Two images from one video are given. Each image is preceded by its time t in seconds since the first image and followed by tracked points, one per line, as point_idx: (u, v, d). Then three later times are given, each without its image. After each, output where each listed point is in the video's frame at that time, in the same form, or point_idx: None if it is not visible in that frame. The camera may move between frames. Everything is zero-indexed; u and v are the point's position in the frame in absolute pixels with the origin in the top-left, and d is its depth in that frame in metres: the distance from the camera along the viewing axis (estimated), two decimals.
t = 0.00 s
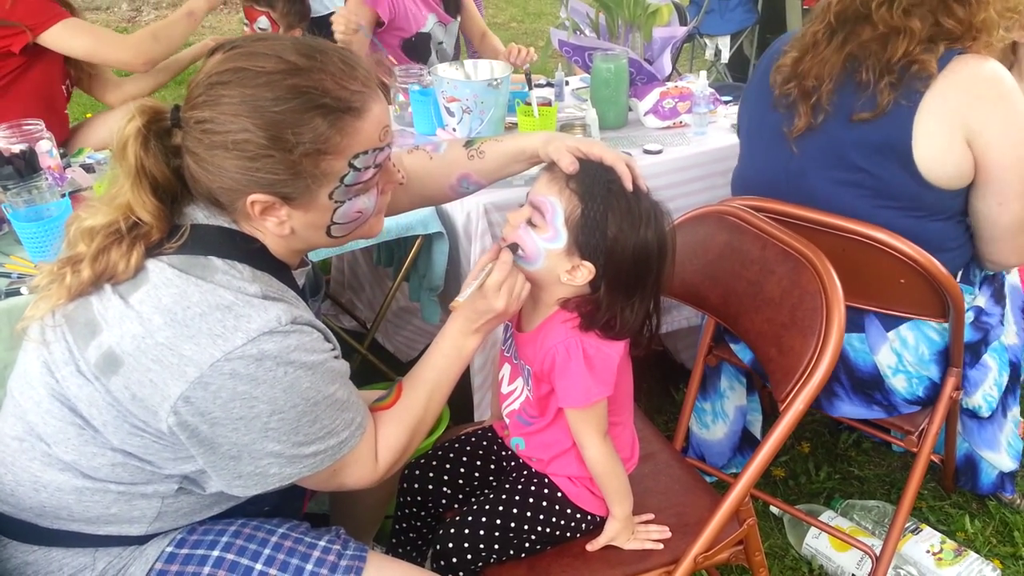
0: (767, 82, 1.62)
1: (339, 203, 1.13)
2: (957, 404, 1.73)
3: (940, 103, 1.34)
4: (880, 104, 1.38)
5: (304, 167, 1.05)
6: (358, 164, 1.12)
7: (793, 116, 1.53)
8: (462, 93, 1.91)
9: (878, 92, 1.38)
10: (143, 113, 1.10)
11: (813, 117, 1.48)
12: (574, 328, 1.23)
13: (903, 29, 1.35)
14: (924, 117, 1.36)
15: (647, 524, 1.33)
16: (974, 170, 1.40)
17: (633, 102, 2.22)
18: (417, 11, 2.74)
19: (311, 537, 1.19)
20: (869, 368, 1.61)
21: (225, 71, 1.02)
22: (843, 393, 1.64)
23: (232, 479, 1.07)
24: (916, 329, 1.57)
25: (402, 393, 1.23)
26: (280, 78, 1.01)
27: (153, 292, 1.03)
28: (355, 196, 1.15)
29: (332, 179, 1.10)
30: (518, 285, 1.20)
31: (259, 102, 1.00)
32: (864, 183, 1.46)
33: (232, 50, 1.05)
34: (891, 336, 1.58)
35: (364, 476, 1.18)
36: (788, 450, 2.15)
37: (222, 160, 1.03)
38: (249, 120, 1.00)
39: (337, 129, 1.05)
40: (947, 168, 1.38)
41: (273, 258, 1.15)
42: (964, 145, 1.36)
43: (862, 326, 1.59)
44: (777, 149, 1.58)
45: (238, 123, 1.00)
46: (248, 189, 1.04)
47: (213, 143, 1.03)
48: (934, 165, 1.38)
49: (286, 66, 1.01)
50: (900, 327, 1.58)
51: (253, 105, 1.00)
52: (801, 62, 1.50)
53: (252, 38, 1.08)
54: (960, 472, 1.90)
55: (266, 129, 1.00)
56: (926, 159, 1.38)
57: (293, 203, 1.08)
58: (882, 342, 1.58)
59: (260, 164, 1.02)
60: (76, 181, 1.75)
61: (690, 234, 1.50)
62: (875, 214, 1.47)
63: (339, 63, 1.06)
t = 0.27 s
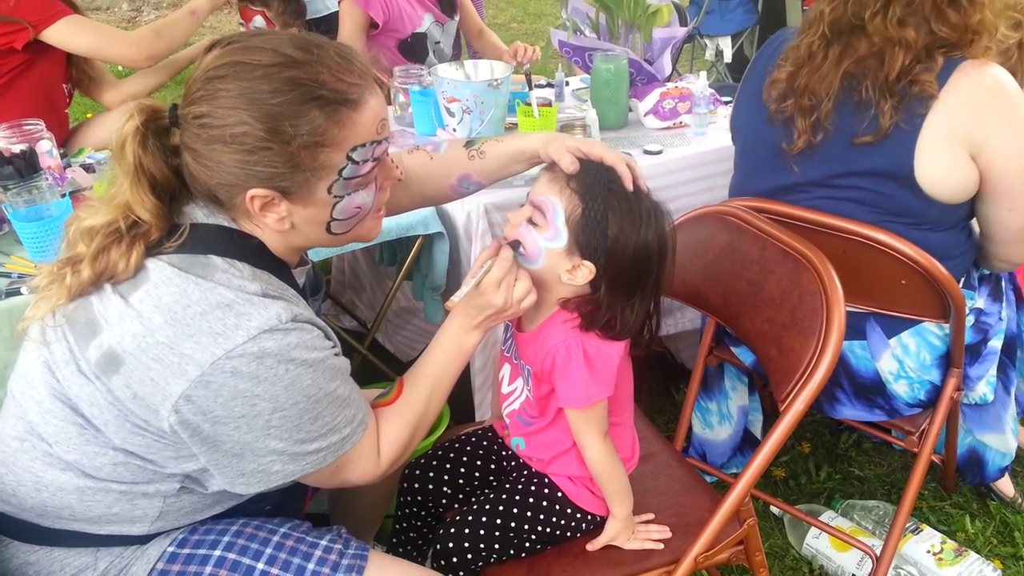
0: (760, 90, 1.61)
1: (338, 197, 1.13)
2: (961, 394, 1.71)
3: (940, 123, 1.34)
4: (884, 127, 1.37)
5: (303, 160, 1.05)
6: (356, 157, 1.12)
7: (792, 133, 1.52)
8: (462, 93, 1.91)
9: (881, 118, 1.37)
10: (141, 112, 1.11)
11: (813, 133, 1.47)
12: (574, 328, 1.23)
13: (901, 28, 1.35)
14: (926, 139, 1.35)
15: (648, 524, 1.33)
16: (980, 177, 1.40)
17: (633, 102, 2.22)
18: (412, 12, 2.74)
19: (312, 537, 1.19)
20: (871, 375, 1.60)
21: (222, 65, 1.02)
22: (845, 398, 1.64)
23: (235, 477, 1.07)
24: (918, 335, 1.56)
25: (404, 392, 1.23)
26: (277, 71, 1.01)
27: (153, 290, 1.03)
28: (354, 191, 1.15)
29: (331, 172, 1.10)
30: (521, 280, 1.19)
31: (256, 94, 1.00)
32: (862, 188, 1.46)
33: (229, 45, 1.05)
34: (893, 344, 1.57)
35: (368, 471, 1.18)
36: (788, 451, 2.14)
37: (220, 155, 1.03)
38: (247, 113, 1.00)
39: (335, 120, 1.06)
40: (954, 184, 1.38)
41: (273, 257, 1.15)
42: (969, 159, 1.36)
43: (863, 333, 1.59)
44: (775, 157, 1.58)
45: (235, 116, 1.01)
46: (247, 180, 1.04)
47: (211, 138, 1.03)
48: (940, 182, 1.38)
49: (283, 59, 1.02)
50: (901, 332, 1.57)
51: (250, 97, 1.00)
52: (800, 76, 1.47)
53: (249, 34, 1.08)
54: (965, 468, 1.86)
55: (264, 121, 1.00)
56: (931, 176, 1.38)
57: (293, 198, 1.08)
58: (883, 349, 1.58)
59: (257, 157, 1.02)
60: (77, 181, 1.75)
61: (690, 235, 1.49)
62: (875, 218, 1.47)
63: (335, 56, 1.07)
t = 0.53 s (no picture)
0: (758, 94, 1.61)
1: (339, 195, 1.13)
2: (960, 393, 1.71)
3: (933, 125, 1.34)
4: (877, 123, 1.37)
5: (304, 157, 1.05)
6: (357, 153, 1.12)
7: (788, 134, 1.52)
8: (462, 93, 1.91)
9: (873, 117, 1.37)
10: (143, 111, 1.11)
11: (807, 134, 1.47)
12: (575, 327, 1.23)
13: (900, 29, 1.35)
14: (918, 140, 1.36)
15: (647, 524, 1.33)
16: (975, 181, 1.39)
17: (634, 102, 2.22)
18: (409, 13, 2.74)
19: (312, 536, 1.19)
20: (869, 374, 1.60)
21: (223, 63, 1.02)
22: (843, 397, 1.64)
23: (239, 474, 1.07)
24: (916, 335, 1.56)
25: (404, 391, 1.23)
26: (278, 68, 1.01)
27: (155, 289, 1.03)
28: (355, 188, 1.15)
29: (332, 169, 1.10)
30: (520, 276, 1.19)
31: (257, 91, 1.00)
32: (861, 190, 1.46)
33: (230, 42, 1.05)
34: (891, 343, 1.57)
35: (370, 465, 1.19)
36: (788, 451, 2.15)
37: (222, 153, 1.03)
38: (248, 110, 1.00)
39: (335, 117, 1.06)
40: (947, 188, 1.38)
41: (274, 257, 1.15)
42: (962, 163, 1.36)
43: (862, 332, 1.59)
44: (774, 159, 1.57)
45: (237, 113, 1.01)
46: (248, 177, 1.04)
47: (213, 135, 1.03)
48: (933, 185, 1.38)
49: (284, 56, 1.02)
50: (900, 332, 1.57)
51: (251, 95, 1.00)
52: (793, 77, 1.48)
53: (249, 32, 1.08)
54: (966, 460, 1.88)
55: (265, 118, 1.00)
56: (924, 179, 1.38)
57: (293, 194, 1.08)
58: (882, 348, 1.58)
59: (258, 154, 1.02)
60: (77, 181, 1.75)
61: (690, 235, 1.49)
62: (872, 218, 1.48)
63: (335, 54, 1.07)
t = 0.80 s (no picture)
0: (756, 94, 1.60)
1: (338, 194, 1.13)
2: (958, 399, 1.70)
3: (925, 118, 1.34)
4: (853, 110, 1.38)
5: (303, 156, 1.05)
6: (356, 153, 1.12)
7: (783, 124, 1.52)
8: (461, 95, 1.92)
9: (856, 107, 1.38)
10: (143, 112, 1.11)
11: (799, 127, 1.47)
12: (573, 328, 1.23)
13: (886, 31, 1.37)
14: (910, 134, 1.36)
15: (646, 525, 1.33)
16: (968, 176, 1.40)
17: (633, 104, 2.21)
18: (406, 16, 2.73)
19: (311, 538, 1.19)
20: (870, 373, 1.60)
21: (223, 63, 1.02)
22: (843, 397, 1.64)
23: (241, 473, 1.07)
24: (918, 333, 1.56)
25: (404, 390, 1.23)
26: (278, 67, 1.01)
27: (154, 289, 1.03)
28: (354, 188, 1.15)
29: (331, 168, 1.10)
30: (520, 270, 1.19)
31: (257, 90, 1.00)
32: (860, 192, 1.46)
33: (229, 42, 1.05)
34: (893, 341, 1.57)
35: (371, 464, 1.19)
36: (786, 452, 2.15)
37: (222, 153, 1.03)
38: (248, 109, 1.00)
39: (335, 116, 1.06)
40: (939, 180, 1.38)
41: (273, 258, 1.15)
42: (955, 155, 1.36)
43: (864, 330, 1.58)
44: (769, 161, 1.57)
45: (237, 113, 1.01)
46: (248, 178, 1.04)
47: (213, 135, 1.03)
48: (925, 178, 1.39)
49: (283, 56, 1.02)
50: (901, 331, 1.57)
51: (252, 94, 1.00)
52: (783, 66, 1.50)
53: (248, 33, 1.08)
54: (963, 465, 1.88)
55: (265, 117, 1.00)
56: (917, 173, 1.38)
57: (293, 194, 1.08)
58: (883, 346, 1.58)
59: (258, 154, 1.02)
60: (76, 182, 1.74)
61: (689, 236, 1.49)
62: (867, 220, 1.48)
63: (335, 54, 1.07)
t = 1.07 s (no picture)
0: (756, 95, 1.60)
1: (338, 194, 1.13)
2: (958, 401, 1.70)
3: (933, 118, 1.35)
4: (862, 109, 1.38)
5: (304, 156, 1.05)
6: (356, 153, 1.12)
7: (790, 122, 1.51)
8: (461, 95, 1.92)
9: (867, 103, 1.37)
10: (144, 111, 1.11)
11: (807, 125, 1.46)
12: (573, 329, 1.23)
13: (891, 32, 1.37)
14: (919, 134, 1.36)
15: (646, 526, 1.33)
16: (975, 178, 1.40)
17: (632, 104, 2.21)
18: (407, 16, 2.73)
19: (310, 538, 1.19)
20: (872, 373, 1.60)
21: (222, 62, 1.02)
22: (844, 399, 1.65)
23: (240, 471, 1.07)
24: (920, 334, 1.56)
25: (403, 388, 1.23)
26: (277, 67, 1.01)
27: (153, 287, 1.03)
28: (353, 187, 1.15)
29: (331, 168, 1.10)
30: (521, 267, 1.19)
31: (257, 90, 1.00)
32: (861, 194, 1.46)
33: (229, 42, 1.06)
34: (895, 342, 1.57)
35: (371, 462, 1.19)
36: (786, 453, 2.15)
37: (222, 152, 1.03)
38: (247, 109, 1.00)
39: (334, 116, 1.06)
40: (945, 181, 1.39)
41: (273, 258, 1.15)
42: (963, 156, 1.37)
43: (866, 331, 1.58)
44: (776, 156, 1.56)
45: (236, 112, 1.01)
46: (248, 178, 1.04)
47: (212, 134, 1.03)
48: (933, 179, 1.39)
49: (283, 55, 1.02)
50: (903, 332, 1.56)
51: (251, 93, 1.00)
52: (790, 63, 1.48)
53: (248, 32, 1.08)
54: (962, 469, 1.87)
55: (265, 117, 1.00)
56: (925, 173, 1.38)
57: (293, 194, 1.08)
58: (885, 347, 1.57)
59: (258, 154, 1.02)
60: (76, 181, 1.74)
61: (690, 236, 1.49)
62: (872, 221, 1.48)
63: (335, 54, 1.07)
